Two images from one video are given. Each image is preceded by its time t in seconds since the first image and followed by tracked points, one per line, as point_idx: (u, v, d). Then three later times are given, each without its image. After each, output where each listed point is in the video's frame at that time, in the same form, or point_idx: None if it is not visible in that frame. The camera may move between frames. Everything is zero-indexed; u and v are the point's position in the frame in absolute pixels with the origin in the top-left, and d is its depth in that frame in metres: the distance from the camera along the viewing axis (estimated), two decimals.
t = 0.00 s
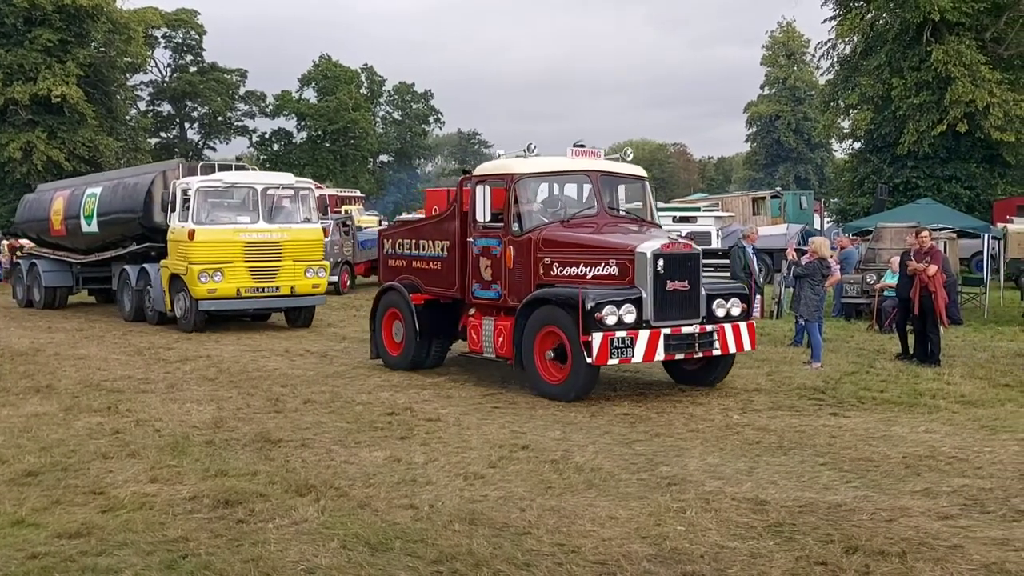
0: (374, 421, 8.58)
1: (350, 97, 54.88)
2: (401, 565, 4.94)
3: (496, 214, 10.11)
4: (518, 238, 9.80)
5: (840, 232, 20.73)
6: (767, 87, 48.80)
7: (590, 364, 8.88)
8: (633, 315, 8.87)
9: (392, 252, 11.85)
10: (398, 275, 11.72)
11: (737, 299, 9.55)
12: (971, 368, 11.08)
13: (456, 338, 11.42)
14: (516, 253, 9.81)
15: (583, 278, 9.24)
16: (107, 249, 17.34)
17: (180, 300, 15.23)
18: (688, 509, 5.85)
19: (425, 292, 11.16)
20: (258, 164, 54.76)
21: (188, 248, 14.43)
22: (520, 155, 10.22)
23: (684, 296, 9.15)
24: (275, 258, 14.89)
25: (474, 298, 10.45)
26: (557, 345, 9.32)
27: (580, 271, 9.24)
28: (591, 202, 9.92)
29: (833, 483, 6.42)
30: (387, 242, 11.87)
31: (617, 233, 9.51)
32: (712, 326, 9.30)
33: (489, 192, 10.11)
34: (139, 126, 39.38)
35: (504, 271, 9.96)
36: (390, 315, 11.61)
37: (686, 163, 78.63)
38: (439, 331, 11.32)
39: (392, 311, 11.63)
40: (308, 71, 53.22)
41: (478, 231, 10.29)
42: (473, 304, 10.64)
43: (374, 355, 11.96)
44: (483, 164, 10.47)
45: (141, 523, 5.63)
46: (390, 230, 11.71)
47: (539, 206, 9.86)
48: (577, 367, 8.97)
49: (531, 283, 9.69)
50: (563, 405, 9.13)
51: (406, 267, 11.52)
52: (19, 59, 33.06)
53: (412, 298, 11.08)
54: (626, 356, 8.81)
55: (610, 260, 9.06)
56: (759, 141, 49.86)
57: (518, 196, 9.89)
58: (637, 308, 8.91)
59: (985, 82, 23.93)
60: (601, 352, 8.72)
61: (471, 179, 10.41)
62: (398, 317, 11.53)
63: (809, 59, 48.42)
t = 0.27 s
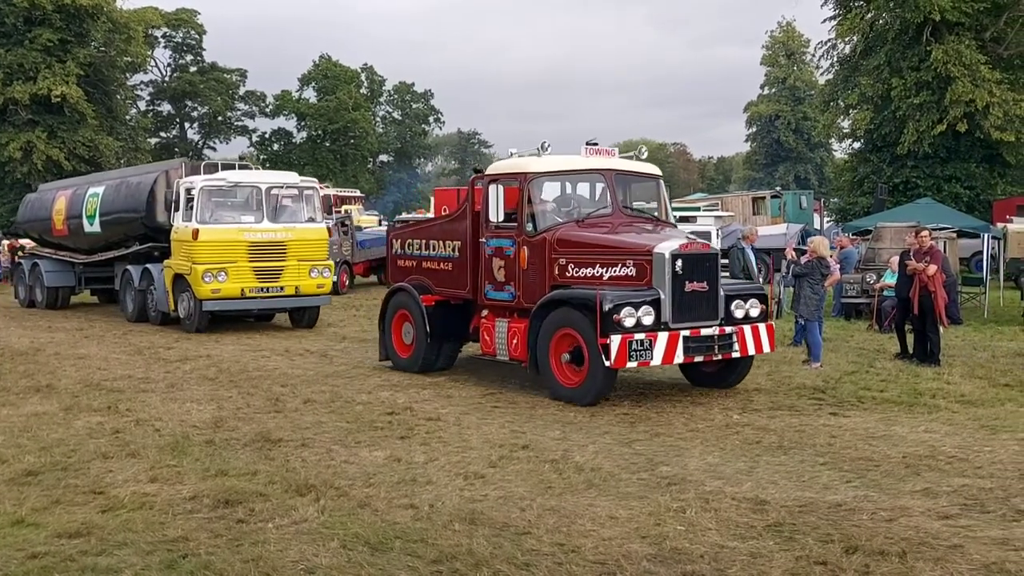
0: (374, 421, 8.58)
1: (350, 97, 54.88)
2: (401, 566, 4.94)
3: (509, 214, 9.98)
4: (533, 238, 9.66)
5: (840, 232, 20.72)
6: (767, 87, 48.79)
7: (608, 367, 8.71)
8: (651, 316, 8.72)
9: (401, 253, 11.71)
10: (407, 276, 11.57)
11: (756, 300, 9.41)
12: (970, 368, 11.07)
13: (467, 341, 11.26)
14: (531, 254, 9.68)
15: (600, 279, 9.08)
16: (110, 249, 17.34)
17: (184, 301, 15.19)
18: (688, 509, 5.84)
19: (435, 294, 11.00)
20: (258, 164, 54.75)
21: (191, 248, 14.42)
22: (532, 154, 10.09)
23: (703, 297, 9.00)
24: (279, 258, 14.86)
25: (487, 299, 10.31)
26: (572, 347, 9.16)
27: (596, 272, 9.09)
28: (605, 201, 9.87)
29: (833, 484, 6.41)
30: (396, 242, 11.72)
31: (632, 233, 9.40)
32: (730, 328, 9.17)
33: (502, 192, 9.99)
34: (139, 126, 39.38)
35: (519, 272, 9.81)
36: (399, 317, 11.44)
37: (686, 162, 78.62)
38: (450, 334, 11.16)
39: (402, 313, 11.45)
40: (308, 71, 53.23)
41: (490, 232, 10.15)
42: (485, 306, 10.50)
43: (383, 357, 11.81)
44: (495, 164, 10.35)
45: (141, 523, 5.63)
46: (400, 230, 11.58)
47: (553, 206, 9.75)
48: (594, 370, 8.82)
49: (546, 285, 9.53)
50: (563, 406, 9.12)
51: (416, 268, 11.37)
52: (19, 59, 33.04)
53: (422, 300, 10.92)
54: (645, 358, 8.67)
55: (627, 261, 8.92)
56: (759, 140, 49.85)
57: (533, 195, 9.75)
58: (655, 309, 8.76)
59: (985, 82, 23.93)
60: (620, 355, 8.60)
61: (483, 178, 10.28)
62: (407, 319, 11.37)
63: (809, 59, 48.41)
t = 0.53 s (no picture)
0: (374, 421, 8.58)
1: (350, 97, 54.89)
2: (401, 566, 4.94)
3: (524, 213, 9.79)
4: (548, 239, 9.45)
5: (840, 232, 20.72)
6: (767, 87, 48.79)
7: (628, 371, 8.46)
8: (671, 319, 8.48)
9: (411, 253, 11.54)
10: (418, 277, 11.39)
11: (776, 301, 9.19)
12: (970, 367, 11.08)
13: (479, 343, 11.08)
14: (546, 254, 9.46)
15: (618, 281, 8.84)
16: (114, 249, 17.36)
17: (188, 301, 15.15)
18: (688, 509, 5.85)
19: (447, 295, 10.83)
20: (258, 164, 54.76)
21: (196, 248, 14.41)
22: (548, 153, 9.90)
23: (723, 298, 8.77)
24: (284, 258, 14.86)
25: (501, 301, 10.11)
26: (590, 350, 8.96)
27: (614, 272, 8.85)
28: (622, 201, 9.65)
29: (833, 484, 6.41)
30: (407, 242, 11.55)
31: (648, 233, 9.16)
32: (751, 330, 8.95)
33: (517, 192, 9.84)
34: (139, 126, 39.42)
35: (534, 273, 9.60)
36: (410, 319, 11.25)
37: (686, 163, 78.62)
38: (462, 336, 11.00)
39: (411, 315, 11.28)
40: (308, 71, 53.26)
41: (505, 232, 9.97)
42: (500, 307, 10.30)
43: (394, 360, 11.62)
44: (509, 163, 10.16)
45: (141, 523, 5.63)
46: (411, 229, 11.40)
47: (569, 206, 9.55)
48: (614, 373, 8.59)
49: (562, 286, 9.30)
50: (564, 406, 9.12)
51: (427, 268, 11.19)
52: (19, 59, 33.03)
53: (434, 302, 10.75)
54: (665, 362, 8.39)
55: (646, 261, 8.66)
56: (759, 140, 49.85)
57: (548, 194, 9.55)
58: (676, 311, 8.52)
59: (985, 82, 23.93)
60: (640, 358, 8.30)
61: (497, 178, 10.10)
62: (418, 321, 11.18)
63: (809, 59, 48.40)
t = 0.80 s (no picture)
0: (374, 421, 8.60)
1: (350, 98, 54.91)
2: (401, 566, 4.95)
3: (539, 213, 9.70)
4: (564, 239, 9.36)
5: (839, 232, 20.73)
6: (767, 87, 48.78)
7: (648, 374, 8.26)
8: (693, 321, 8.26)
9: (421, 254, 11.44)
10: (429, 278, 11.29)
11: (796, 302, 9.00)
12: (970, 368, 11.09)
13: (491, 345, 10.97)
14: (562, 254, 9.37)
15: (636, 282, 8.68)
16: (118, 249, 17.34)
17: (193, 302, 15.12)
18: (688, 510, 5.85)
19: (459, 297, 10.74)
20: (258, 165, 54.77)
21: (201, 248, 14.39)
22: (563, 152, 9.80)
23: (745, 299, 8.58)
24: (290, 259, 14.83)
25: (515, 302, 10.01)
26: (608, 353, 8.76)
27: (632, 273, 8.70)
28: (639, 200, 9.51)
29: (833, 484, 6.42)
30: (416, 244, 11.47)
31: (665, 233, 8.99)
32: (773, 332, 8.75)
33: (533, 192, 9.76)
34: (139, 126, 39.45)
35: (550, 274, 9.50)
36: (420, 321, 11.12)
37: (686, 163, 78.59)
38: (474, 337, 10.89)
39: (423, 316, 11.16)
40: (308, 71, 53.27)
41: (520, 233, 9.88)
42: (514, 309, 10.21)
43: (403, 362, 11.48)
44: (523, 162, 10.08)
45: (142, 523, 5.64)
46: (420, 230, 11.32)
47: (586, 206, 9.44)
48: (632, 376, 8.37)
49: (579, 287, 9.20)
50: (563, 407, 9.14)
51: (437, 270, 11.10)
52: (18, 59, 33.02)
53: (446, 303, 10.65)
54: (687, 365, 8.22)
55: (665, 263, 8.51)
56: (759, 141, 49.83)
57: (563, 194, 9.46)
58: (697, 313, 8.31)
59: (985, 82, 23.93)
60: (661, 361, 8.15)
61: (512, 177, 10.02)
62: (429, 323, 11.04)
63: (809, 59, 48.36)
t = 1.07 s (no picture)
0: (375, 421, 8.60)
1: (350, 98, 54.93)
2: (401, 566, 4.95)
3: (556, 212, 9.47)
4: (582, 239, 9.14)
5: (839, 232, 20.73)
6: (767, 87, 48.77)
7: (670, 377, 8.10)
8: (715, 322, 8.11)
9: (432, 255, 11.25)
10: (441, 279, 11.10)
11: (819, 305, 8.82)
12: (970, 368, 11.10)
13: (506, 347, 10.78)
14: (580, 255, 9.15)
15: (657, 283, 8.48)
16: (121, 250, 17.32)
17: (197, 302, 15.07)
18: (688, 510, 5.86)
19: (473, 298, 10.55)
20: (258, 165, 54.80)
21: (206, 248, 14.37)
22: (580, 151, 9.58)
23: (768, 301, 8.43)
24: (295, 259, 14.80)
25: (531, 304, 9.80)
26: (628, 356, 8.57)
27: (653, 274, 8.50)
28: (659, 200, 9.28)
29: (833, 484, 6.43)
30: (427, 244, 11.27)
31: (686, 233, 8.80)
32: (797, 334, 8.58)
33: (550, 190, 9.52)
34: (139, 126, 39.48)
35: (567, 274, 9.29)
36: (432, 322, 10.95)
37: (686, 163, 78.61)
38: (487, 340, 10.68)
39: (436, 318, 10.98)
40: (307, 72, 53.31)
41: (536, 233, 9.65)
42: (530, 311, 10.00)
43: (415, 365, 11.32)
44: (539, 161, 9.87)
45: (142, 523, 5.64)
46: (432, 231, 11.13)
47: (604, 205, 9.23)
48: (654, 380, 8.20)
49: (597, 289, 8.99)
50: (564, 408, 9.15)
51: (450, 271, 10.90)
52: (19, 59, 33.01)
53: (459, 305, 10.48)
54: (710, 367, 8.09)
55: (687, 263, 8.33)
56: (758, 141, 49.81)
57: (581, 194, 9.24)
58: (720, 315, 8.16)
59: (985, 82, 23.91)
60: (684, 364, 7.98)
61: (528, 177, 9.79)
62: (441, 324, 10.88)
63: (809, 59, 48.32)
